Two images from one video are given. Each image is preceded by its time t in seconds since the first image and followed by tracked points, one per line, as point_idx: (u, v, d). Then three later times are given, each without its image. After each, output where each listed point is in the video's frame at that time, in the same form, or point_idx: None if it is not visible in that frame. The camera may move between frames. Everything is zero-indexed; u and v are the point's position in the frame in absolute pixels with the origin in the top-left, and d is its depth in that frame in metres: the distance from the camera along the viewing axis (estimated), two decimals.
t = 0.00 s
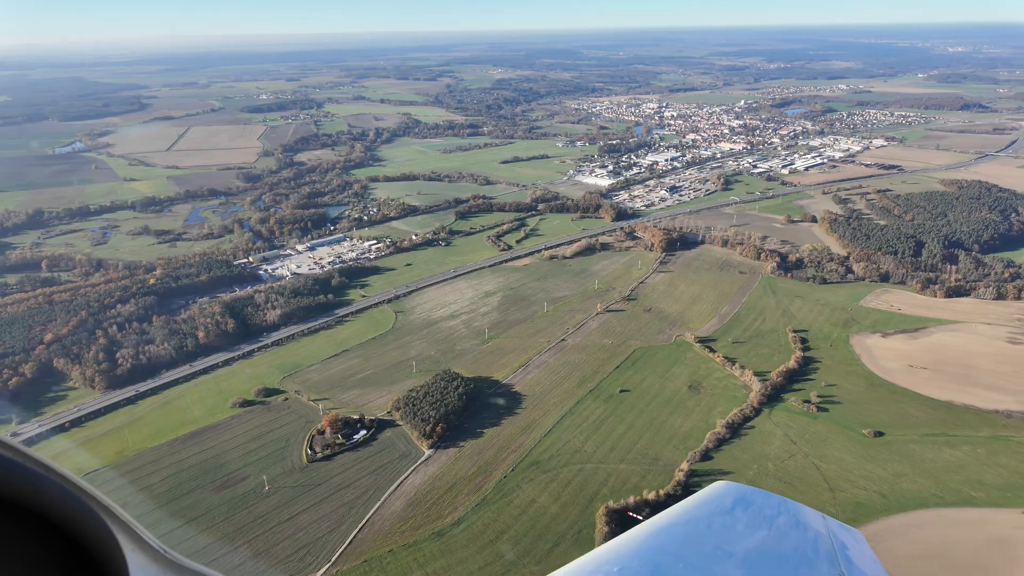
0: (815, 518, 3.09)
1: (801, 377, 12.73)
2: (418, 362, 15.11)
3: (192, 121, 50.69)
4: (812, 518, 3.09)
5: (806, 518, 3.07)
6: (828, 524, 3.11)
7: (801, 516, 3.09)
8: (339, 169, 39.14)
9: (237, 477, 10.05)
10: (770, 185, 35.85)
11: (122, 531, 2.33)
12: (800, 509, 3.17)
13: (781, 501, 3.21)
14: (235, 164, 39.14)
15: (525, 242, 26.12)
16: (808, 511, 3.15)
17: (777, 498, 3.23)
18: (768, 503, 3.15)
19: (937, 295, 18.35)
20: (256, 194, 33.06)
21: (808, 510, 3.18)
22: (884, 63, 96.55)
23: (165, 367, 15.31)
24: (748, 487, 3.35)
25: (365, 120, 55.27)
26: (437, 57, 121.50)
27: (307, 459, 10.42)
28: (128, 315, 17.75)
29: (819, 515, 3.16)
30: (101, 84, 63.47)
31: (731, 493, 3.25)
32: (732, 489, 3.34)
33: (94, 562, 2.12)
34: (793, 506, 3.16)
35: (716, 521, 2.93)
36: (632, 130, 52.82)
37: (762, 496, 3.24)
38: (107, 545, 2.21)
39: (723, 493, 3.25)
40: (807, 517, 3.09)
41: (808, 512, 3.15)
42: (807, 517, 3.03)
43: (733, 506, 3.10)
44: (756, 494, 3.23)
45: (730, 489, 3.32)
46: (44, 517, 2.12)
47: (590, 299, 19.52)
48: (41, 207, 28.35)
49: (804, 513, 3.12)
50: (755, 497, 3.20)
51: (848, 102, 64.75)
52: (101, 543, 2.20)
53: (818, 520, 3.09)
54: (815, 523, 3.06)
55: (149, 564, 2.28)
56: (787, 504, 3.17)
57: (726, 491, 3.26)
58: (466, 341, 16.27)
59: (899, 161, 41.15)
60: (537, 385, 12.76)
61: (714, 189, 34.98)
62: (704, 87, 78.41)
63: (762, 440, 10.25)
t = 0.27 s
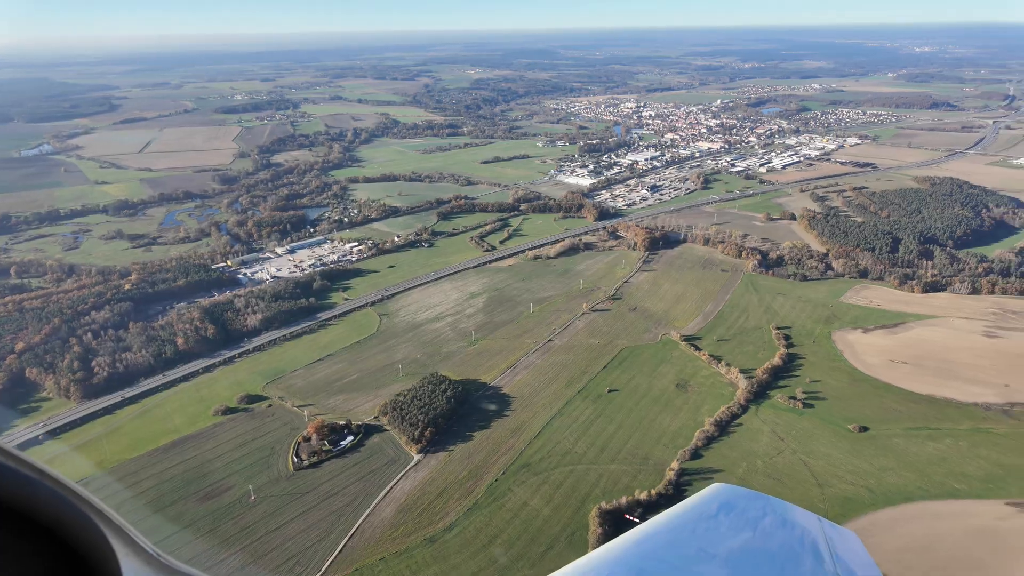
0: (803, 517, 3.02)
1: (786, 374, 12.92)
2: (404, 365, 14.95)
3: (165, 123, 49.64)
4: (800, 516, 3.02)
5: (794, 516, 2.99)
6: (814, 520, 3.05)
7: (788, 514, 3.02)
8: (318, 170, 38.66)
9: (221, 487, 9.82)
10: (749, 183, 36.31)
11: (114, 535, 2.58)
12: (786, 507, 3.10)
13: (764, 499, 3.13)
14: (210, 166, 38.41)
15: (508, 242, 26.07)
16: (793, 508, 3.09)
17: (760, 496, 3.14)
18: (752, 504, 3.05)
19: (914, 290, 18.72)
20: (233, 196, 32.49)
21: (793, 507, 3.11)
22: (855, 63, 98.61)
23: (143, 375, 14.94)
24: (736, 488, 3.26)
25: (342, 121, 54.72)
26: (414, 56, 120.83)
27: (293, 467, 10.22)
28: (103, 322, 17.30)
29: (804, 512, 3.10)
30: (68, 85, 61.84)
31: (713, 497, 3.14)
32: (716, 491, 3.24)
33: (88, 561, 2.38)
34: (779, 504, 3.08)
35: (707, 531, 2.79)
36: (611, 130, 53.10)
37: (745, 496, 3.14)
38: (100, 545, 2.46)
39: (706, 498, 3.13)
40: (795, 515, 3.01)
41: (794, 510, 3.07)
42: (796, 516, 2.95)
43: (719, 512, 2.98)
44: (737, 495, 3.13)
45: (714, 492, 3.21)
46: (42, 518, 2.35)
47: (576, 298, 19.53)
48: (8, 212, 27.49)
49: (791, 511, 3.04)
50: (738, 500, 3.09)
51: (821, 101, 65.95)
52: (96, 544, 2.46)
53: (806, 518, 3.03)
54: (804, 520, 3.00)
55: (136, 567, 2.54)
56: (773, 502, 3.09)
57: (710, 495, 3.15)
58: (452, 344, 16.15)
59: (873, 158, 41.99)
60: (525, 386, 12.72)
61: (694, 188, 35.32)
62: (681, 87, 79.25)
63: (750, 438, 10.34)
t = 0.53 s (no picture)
0: (790, 512, 3.03)
1: (771, 370, 13.09)
2: (390, 369, 14.78)
3: (136, 124, 48.51)
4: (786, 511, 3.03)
5: (778, 511, 3.00)
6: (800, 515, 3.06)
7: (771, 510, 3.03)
8: (295, 171, 38.13)
9: (205, 498, 9.58)
10: (727, 182, 36.73)
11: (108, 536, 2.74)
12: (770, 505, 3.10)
13: (747, 499, 3.13)
14: (185, 168, 37.63)
15: (491, 243, 25.98)
16: (777, 504, 3.10)
17: (743, 497, 3.12)
18: (736, 505, 3.02)
19: (893, 286, 19.09)
20: (209, 199, 31.88)
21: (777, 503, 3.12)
22: (827, 63, 100.53)
23: (120, 383, 14.55)
24: (719, 491, 3.25)
25: (319, 121, 54.07)
26: (391, 56, 119.95)
27: (279, 475, 10.02)
28: (77, 329, 16.82)
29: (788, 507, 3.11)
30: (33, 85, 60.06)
31: (697, 502, 3.08)
32: (698, 496, 3.20)
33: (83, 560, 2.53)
34: (764, 503, 3.07)
35: (696, 533, 2.75)
36: (590, 129, 53.31)
37: (729, 500, 3.11)
38: (94, 548, 2.61)
39: (690, 503, 3.08)
40: (780, 510, 3.02)
41: (780, 507, 3.08)
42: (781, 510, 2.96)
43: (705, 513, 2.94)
44: (721, 497, 3.09)
45: (696, 496, 3.16)
46: (38, 515, 2.52)
47: (561, 299, 19.52)
48: None
49: (776, 508, 3.05)
50: (721, 502, 3.06)
51: (795, 100, 67.08)
52: (90, 546, 2.61)
53: (794, 514, 3.03)
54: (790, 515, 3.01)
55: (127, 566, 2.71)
56: (757, 502, 3.08)
57: (691, 500, 3.10)
58: (438, 346, 16.02)
59: (848, 156, 42.79)
60: (514, 388, 12.65)
61: (674, 187, 35.62)
62: (658, 87, 79.95)
63: (738, 435, 10.42)
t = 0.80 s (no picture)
0: (777, 507, 2.99)
1: (757, 366, 13.24)
2: (376, 372, 14.60)
3: (107, 124, 47.37)
4: (773, 507, 2.98)
5: (765, 508, 2.95)
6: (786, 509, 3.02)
7: (758, 509, 2.97)
8: (273, 172, 37.58)
9: (189, 509, 9.33)
10: (707, 180, 37.11)
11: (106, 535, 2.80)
12: (755, 502, 3.05)
13: (731, 498, 3.06)
14: (159, 170, 36.83)
15: (475, 243, 25.88)
16: (763, 500, 3.05)
17: (729, 498, 3.04)
18: (721, 506, 2.94)
19: (872, 282, 19.44)
20: (185, 201, 31.25)
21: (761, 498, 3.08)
22: (800, 61, 102.28)
23: (98, 392, 14.14)
24: (701, 491, 3.17)
25: (296, 121, 53.38)
26: (368, 55, 118.93)
27: (266, 484, 9.81)
28: (51, 337, 16.33)
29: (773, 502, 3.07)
30: None
31: (683, 505, 2.98)
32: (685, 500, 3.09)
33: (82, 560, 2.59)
34: (747, 501, 3.02)
35: (687, 541, 2.63)
36: (571, 129, 53.45)
37: (713, 501, 3.03)
38: (92, 547, 2.67)
39: (675, 507, 2.97)
40: (767, 507, 2.96)
41: (766, 502, 3.03)
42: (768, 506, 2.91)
43: (692, 516, 2.84)
44: (708, 500, 2.99)
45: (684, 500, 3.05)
46: (35, 518, 2.57)
47: (547, 298, 19.50)
48: None
49: (762, 504, 3.00)
50: (708, 504, 2.97)
51: (771, 99, 68.11)
52: (88, 546, 2.67)
53: (780, 508, 2.99)
54: (778, 511, 2.96)
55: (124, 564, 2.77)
56: (742, 501, 3.02)
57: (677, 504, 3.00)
58: (425, 348, 15.88)
59: (824, 154, 43.54)
60: (503, 390, 12.58)
61: (655, 186, 35.87)
62: (636, 86, 80.52)
63: (727, 432, 10.50)
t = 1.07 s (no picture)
0: (766, 503, 2.90)
1: (744, 364, 13.36)
2: (364, 376, 14.43)
3: (78, 126, 46.27)
4: (761, 504, 2.89)
5: (752, 506, 2.85)
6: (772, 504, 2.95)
7: (745, 507, 2.88)
8: (251, 173, 37.03)
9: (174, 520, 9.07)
10: (689, 179, 37.45)
11: (118, 533, 2.36)
12: (742, 498, 2.96)
13: (717, 496, 2.94)
14: (134, 173, 36.06)
15: (460, 244, 25.77)
16: (751, 495, 2.95)
17: (719, 497, 2.92)
18: (710, 508, 2.82)
19: (853, 279, 19.78)
20: (162, 204, 30.65)
21: (747, 493, 2.99)
22: (776, 61, 103.86)
23: (75, 402, 13.73)
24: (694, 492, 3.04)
25: (274, 121, 52.71)
26: (347, 55, 117.85)
27: (254, 493, 9.61)
28: (24, 346, 15.85)
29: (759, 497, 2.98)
30: None
31: (672, 511, 2.84)
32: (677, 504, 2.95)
33: (77, 560, 2.14)
34: (735, 498, 2.91)
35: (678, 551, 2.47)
36: (552, 129, 53.58)
37: (700, 502, 2.90)
38: (94, 546, 2.22)
39: (665, 512, 2.83)
40: (755, 504, 2.87)
41: (753, 498, 2.93)
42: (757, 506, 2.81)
43: (682, 523, 2.68)
44: (696, 502, 2.86)
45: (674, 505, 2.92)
46: (22, 507, 2.14)
47: (534, 299, 19.49)
48: None
49: (750, 502, 2.90)
50: (697, 506, 2.84)
51: (749, 98, 69.05)
52: (90, 546, 2.21)
53: (768, 504, 2.90)
54: (767, 509, 2.87)
55: (134, 566, 2.26)
56: (730, 499, 2.91)
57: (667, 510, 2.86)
58: (412, 351, 15.74)
59: (802, 152, 44.23)
60: (492, 392, 12.50)
61: (638, 185, 36.09)
62: (615, 85, 81.02)
63: (717, 430, 10.58)
